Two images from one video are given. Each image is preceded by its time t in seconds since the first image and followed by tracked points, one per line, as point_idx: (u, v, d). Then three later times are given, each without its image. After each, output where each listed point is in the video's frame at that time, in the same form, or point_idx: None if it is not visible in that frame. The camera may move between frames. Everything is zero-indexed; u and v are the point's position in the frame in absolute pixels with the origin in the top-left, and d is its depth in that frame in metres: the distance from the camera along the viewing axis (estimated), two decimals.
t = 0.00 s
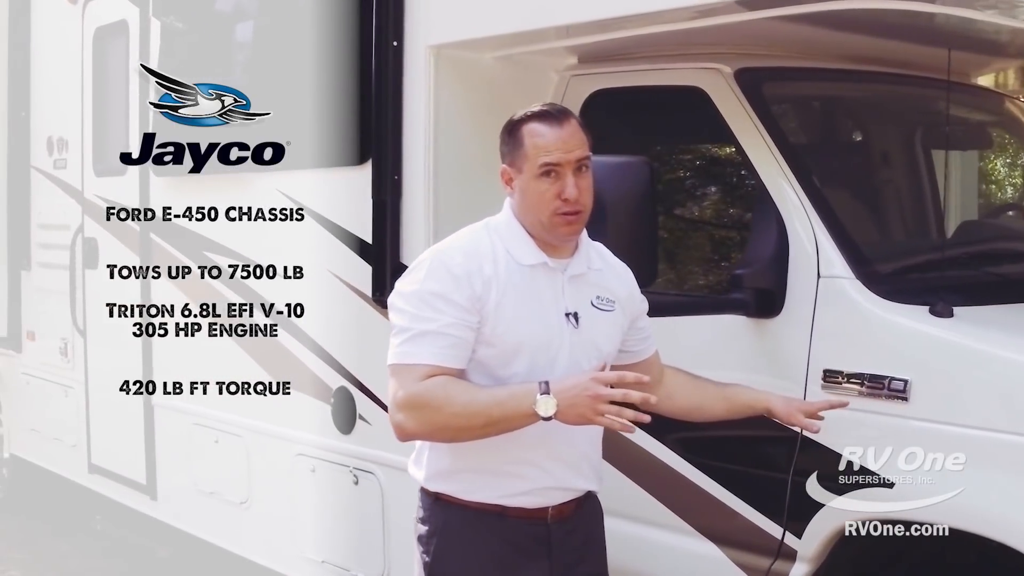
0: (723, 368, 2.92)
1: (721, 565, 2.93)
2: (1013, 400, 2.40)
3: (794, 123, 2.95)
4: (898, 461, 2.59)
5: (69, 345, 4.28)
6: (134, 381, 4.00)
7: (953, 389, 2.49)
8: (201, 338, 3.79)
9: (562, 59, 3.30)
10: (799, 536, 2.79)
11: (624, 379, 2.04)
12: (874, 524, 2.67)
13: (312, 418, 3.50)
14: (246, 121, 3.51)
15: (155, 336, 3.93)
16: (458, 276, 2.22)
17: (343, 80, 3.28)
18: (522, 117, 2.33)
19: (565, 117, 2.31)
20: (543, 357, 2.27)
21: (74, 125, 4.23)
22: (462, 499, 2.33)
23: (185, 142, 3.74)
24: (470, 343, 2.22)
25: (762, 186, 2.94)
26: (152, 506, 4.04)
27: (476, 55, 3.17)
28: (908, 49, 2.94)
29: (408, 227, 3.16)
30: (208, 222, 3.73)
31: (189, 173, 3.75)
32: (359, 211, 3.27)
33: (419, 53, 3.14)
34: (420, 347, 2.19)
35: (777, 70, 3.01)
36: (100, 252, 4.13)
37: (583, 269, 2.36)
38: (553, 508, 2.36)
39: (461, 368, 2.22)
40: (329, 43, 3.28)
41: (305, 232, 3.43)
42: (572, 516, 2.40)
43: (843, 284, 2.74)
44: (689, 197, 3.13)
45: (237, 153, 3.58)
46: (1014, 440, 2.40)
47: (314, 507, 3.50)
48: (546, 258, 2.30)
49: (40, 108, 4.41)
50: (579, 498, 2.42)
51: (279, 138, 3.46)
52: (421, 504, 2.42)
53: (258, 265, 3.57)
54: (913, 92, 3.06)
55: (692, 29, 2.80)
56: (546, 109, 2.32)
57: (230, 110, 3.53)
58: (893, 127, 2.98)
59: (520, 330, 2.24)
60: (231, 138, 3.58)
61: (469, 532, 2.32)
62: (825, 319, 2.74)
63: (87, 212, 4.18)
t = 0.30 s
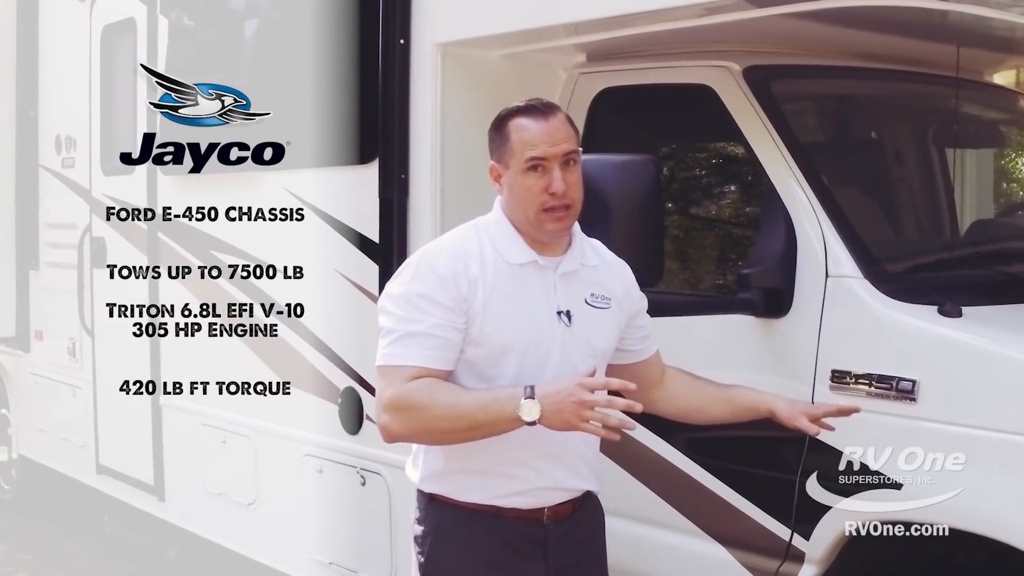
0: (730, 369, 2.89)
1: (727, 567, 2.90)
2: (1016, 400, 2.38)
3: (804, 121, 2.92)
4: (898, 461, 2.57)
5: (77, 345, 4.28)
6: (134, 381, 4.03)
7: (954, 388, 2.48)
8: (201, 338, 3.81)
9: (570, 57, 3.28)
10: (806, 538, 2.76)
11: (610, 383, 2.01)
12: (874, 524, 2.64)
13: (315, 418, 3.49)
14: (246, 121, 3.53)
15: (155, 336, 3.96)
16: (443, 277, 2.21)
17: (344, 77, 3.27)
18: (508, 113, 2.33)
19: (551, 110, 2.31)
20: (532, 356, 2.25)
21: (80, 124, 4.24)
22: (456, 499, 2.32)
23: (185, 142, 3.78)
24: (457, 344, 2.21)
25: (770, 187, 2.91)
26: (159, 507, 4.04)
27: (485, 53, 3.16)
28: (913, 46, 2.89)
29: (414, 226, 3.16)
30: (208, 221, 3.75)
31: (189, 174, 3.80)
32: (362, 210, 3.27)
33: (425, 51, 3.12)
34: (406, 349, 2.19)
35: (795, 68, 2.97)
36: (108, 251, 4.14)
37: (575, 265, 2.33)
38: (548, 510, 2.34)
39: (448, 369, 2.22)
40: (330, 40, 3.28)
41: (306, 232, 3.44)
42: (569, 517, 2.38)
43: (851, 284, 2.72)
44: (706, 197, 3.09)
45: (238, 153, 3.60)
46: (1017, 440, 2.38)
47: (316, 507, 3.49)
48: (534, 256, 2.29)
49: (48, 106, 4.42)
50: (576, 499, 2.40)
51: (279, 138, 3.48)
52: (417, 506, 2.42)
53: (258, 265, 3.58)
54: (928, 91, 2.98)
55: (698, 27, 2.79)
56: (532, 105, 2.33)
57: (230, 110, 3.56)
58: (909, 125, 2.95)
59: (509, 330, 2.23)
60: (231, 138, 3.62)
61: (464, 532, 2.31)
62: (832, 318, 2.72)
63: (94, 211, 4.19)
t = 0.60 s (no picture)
0: (740, 368, 2.87)
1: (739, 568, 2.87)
2: None
3: (817, 116, 2.88)
4: (898, 460, 2.57)
5: (87, 344, 4.28)
6: (134, 381, 4.07)
7: (952, 385, 2.47)
8: (201, 338, 3.83)
9: (582, 54, 3.25)
10: (818, 539, 2.73)
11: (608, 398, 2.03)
12: (874, 524, 2.63)
13: (314, 416, 3.50)
14: (246, 121, 3.55)
15: (154, 336, 4.00)
16: (427, 272, 2.19)
17: (343, 73, 3.28)
18: (478, 107, 2.35)
19: (520, 97, 2.32)
20: (521, 348, 2.22)
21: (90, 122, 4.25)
22: (451, 498, 2.30)
23: (184, 142, 3.82)
24: (443, 339, 2.18)
25: (782, 184, 2.88)
26: (169, 507, 4.04)
27: (494, 49, 3.14)
28: (908, 38, 2.80)
29: (422, 224, 3.14)
30: (208, 221, 3.78)
31: (188, 174, 3.84)
32: (366, 208, 3.26)
33: (435, 48, 3.10)
34: (391, 344, 2.15)
35: (812, 64, 2.94)
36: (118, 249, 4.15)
37: (562, 254, 2.32)
38: (545, 508, 2.32)
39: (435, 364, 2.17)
40: (329, 35, 3.28)
41: (306, 232, 3.46)
42: (567, 516, 2.36)
43: (862, 281, 2.69)
44: (727, 194, 3.01)
45: (237, 153, 3.63)
46: None
47: (321, 505, 3.49)
48: (518, 247, 2.27)
49: (57, 104, 4.43)
50: (574, 496, 2.38)
51: (279, 139, 3.49)
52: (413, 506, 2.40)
53: (258, 265, 3.61)
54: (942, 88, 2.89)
55: (709, 23, 2.77)
56: (501, 95, 2.34)
57: (230, 110, 3.58)
58: (928, 121, 2.88)
59: (496, 322, 2.20)
60: (231, 138, 3.64)
61: (460, 531, 2.28)
62: (845, 315, 2.69)
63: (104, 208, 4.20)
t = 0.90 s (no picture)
0: (755, 369, 2.84)
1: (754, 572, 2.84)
2: None
3: (832, 116, 2.84)
4: (898, 460, 2.57)
5: (99, 344, 4.28)
6: (134, 381, 4.09)
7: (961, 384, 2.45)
8: (201, 338, 3.85)
9: (596, 52, 3.22)
10: (833, 543, 2.70)
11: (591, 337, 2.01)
12: (874, 524, 2.63)
13: (315, 415, 3.51)
14: (245, 121, 3.59)
15: (155, 336, 4.03)
16: (406, 273, 2.17)
17: (343, 69, 3.30)
18: (459, 102, 2.37)
19: (501, 92, 2.34)
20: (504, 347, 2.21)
21: (100, 120, 4.25)
22: (438, 503, 2.27)
23: (185, 142, 3.86)
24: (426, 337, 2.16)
25: (798, 184, 2.86)
26: (181, 508, 4.03)
27: (504, 47, 3.11)
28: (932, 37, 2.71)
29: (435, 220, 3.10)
30: (208, 221, 3.82)
31: (189, 173, 3.88)
32: (373, 205, 3.25)
33: (446, 45, 3.08)
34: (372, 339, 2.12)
35: (826, 62, 2.88)
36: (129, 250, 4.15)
37: (543, 250, 2.32)
38: (534, 512, 2.30)
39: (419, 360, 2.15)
40: (329, 30, 3.30)
41: (306, 232, 3.48)
42: (557, 521, 2.34)
43: (879, 281, 2.66)
44: (748, 193, 2.97)
45: (237, 153, 3.67)
46: None
47: (325, 506, 3.48)
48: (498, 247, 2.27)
49: (69, 102, 4.42)
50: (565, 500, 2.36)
51: (279, 138, 3.53)
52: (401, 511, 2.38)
53: (258, 265, 3.64)
54: (954, 85, 2.74)
55: (726, 19, 2.74)
56: (482, 91, 2.37)
57: (230, 110, 3.62)
58: (944, 119, 2.76)
59: (478, 321, 2.19)
60: (230, 138, 3.68)
61: (450, 537, 2.27)
62: (861, 316, 2.66)
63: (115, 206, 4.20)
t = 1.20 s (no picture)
0: (766, 369, 2.80)
1: None
2: None
3: (845, 114, 2.80)
4: (899, 460, 2.56)
5: (106, 344, 4.26)
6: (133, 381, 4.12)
7: (971, 382, 2.42)
8: (200, 338, 3.85)
9: (606, 47, 3.20)
10: (845, 545, 2.66)
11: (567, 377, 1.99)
12: (874, 524, 2.61)
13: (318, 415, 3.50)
14: (246, 121, 3.61)
15: (155, 336, 4.04)
16: (378, 282, 2.15)
17: (343, 57, 3.30)
18: (441, 95, 2.34)
19: (485, 89, 2.31)
20: (477, 352, 2.19)
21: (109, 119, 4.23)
22: (414, 510, 2.26)
23: (185, 142, 3.88)
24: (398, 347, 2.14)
25: (810, 181, 2.82)
26: (189, 509, 4.02)
27: (514, 42, 3.11)
28: (946, 31, 2.68)
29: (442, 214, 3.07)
30: (208, 222, 3.82)
31: (189, 173, 3.89)
32: (377, 202, 3.23)
33: (455, 40, 3.05)
34: (344, 355, 2.11)
35: (841, 57, 2.83)
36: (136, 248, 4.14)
37: (516, 252, 2.31)
38: (511, 518, 2.30)
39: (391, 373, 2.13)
40: (329, 18, 3.31)
41: (305, 231, 3.47)
42: (532, 525, 2.35)
43: (892, 279, 2.62)
44: (767, 189, 2.92)
45: (237, 153, 3.69)
46: None
47: (329, 507, 3.46)
48: (468, 250, 2.25)
49: (77, 101, 4.42)
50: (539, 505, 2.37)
51: (279, 138, 3.54)
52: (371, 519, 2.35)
53: (258, 265, 3.63)
54: (972, 80, 2.69)
55: (740, 12, 2.70)
56: (465, 85, 2.33)
57: (230, 110, 3.64)
58: (961, 116, 2.70)
59: (452, 328, 2.18)
60: (230, 138, 3.70)
61: (426, 544, 2.25)
62: (873, 315, 2.62)
63: (124, 205, 4.18)
